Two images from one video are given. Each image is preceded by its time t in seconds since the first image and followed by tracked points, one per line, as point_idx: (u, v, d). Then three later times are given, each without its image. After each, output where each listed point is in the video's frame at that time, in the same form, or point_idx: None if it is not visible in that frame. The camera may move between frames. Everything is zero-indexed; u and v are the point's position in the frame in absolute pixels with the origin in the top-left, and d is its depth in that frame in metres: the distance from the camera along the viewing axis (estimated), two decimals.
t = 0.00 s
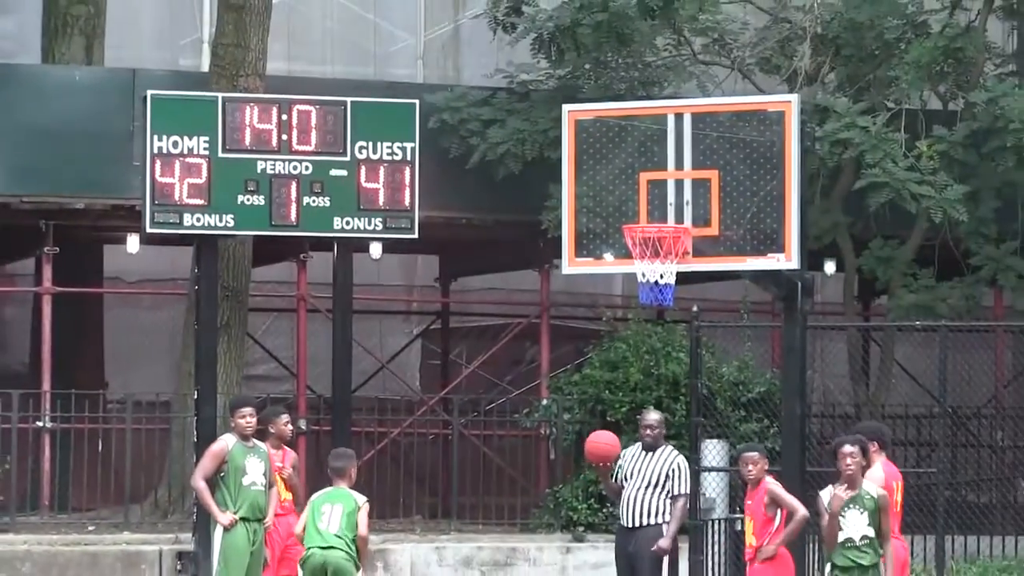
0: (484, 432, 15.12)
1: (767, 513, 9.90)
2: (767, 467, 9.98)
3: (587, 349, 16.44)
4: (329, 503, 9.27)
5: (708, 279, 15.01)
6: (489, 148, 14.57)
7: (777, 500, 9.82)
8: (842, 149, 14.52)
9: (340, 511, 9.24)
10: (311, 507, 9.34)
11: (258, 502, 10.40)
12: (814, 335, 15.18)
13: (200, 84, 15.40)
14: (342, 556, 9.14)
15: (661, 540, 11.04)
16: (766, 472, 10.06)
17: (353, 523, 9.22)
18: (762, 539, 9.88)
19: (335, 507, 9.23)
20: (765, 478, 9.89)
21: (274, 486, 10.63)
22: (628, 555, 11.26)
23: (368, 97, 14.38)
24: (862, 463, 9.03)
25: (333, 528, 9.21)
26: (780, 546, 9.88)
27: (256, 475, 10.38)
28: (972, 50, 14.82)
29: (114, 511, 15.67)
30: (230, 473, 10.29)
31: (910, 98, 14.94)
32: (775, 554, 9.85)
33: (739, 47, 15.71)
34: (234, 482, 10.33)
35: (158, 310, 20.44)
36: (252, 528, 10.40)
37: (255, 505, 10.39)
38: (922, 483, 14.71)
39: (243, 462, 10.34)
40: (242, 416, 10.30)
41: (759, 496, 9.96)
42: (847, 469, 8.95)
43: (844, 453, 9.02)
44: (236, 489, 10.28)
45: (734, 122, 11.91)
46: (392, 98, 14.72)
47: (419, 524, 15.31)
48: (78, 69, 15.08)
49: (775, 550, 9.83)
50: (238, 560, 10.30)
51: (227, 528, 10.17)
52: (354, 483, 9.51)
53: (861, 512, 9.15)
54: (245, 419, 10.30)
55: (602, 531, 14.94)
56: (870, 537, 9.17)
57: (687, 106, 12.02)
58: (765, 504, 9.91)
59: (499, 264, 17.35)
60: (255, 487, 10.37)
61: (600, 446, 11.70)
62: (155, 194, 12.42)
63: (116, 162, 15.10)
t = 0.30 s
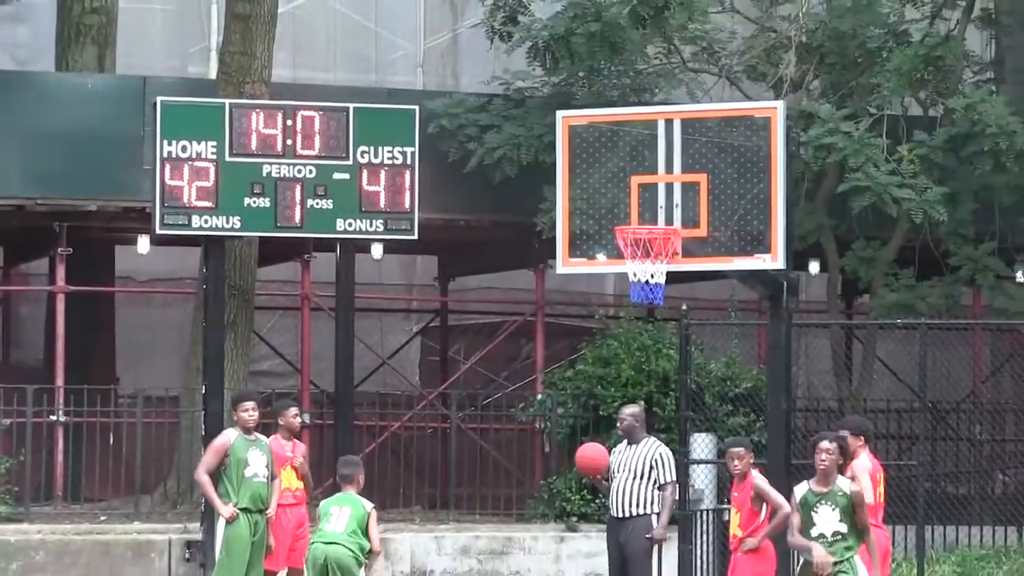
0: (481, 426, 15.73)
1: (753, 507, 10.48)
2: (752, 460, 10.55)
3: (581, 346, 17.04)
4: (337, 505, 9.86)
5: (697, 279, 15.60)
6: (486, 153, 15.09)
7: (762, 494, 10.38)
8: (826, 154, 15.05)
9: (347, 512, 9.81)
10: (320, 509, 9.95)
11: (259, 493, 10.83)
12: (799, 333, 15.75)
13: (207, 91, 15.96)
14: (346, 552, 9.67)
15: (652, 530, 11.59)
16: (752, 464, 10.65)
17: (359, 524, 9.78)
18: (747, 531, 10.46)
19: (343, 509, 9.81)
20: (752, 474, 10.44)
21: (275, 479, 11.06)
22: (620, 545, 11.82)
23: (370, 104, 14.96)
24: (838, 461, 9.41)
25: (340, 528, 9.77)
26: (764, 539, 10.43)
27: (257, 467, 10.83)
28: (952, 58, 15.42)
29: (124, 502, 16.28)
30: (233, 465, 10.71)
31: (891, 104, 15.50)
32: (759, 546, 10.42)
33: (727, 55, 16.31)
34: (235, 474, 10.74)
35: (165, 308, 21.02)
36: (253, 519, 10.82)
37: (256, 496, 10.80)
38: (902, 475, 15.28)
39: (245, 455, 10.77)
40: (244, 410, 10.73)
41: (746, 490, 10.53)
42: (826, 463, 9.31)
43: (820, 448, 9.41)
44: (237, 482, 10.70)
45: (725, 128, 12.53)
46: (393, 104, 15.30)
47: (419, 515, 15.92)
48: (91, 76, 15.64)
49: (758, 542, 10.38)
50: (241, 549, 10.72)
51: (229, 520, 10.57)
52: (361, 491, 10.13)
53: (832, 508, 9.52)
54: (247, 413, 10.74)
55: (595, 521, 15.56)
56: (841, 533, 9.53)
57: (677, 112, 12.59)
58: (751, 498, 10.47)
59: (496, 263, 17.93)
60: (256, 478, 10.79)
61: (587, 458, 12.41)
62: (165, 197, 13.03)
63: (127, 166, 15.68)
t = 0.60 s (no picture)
0: (478, 420, 16.37)
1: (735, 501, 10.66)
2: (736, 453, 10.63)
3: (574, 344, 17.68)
4: (336, 500, 9.74)
5: (685, 279, 16.22)
6: (483, 157, 15.82)
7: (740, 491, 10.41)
8: (808, 158, 15.70)
9: (347, 507, 9.70)
10: (319, 505, 9.81)
11: (262, 485, 11.37)
12: (783, 330, 16.36)
13: (213, 97, 16.56)
14: (348, 549, 9.57)
15: (642, 512, 12.10)
16: (737, 458, 10.97)
17: (358, 517, 9.68)
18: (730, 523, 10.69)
19: (342, 505, 9.70)
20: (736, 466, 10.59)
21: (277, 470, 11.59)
22: (614, 534, 12.31)
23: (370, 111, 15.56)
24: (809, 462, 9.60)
25: (340, 523, 9.68)
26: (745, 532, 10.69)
27: (259, 460, 11.36)
28: (931, 66, 15.96)
29: (134, 493, 16.92)
30: (236, 461, 11.25)
31: (872, 110, 16.10)
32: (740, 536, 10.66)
33: (714, 63, 16.86)
34: (238, 470, 11.29)
35: (173, 307, 21.63)
36: (257, 512, 11.35)
37: (259, 489, 11.35)
38: (883, 468, 15.90)
39: (247, 450, 11.29)
40: (244, 407, 11.24)
41: (730, 482, 10.70)
42: (796, 462, 9.51)
43: (792, 445, 9.61)
44: (241, 477, 11.25)
45: (712, 134, 13.02)
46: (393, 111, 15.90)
47: (418, 505, 16.55)
48: (102, 83, 16.24)
49: (738, 535, 10.63)
50: (246, 542, 11.24)
51: (234, 516, 11.10)
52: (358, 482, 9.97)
53: (802, 505, 9.73)
54: (247, 409, 11.25)
55: (587, 512, 16.27)
56: (811, 530, 9.75)
57: (665, 118, 13.08)
58: (733, 492, 10.69)
59: (493, 264, 18.53)
60: (259, 471, 11.35)
61: (575, 459, 12.73)
62: (174, 200, 13.70)
63: (137, 170, 16.29)
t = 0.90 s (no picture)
0: (476, 413, 17.35)
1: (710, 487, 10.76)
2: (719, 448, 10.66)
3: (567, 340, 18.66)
4: (343, 477, 10.68)
5: (670, 280, 17.17)
6: (479, 164, 16.74)
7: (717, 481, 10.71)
8: (786, 165, 16.62)
9: (354, 483, 10.69)
10: (325, 480, 10.71)
11: (270, 473, 11.72)
12: (765, 327, 17.29)
13: (224, 106, 17.49)
14: (360, 521, 10.67)
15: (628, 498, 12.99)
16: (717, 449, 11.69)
17: (366, 492, 10.71)
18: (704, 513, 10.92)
19: (348, 482, 10.66)
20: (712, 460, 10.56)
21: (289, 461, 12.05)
22: (603, 517, 13.23)
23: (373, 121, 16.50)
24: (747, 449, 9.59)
25: (350, 499, 10.69)
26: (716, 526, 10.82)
27: (267, 450, 11.72)
28: (904, 78, 16.80)
29: (151, 481, 17.94)
30: (244, 452, 11.59)
31: (848, 120, 17.01)
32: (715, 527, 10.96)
33: (699, 75, 17.81)
34: (247, 459, 11.64)
35: (186, 303, 22.57)
36: (266, 498, 11.73)
37: (268, 477, 11.69)
38: (858, 458, 16.84)
39: (254, 441, 11.63)
40: (251, 401, 11.55)
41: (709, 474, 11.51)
42: (732, 452, 9.47)
43: (727, 434, 9.58)
44: (250, 468, 11.58)
45: (698, 142, 14.03)
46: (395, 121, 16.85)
47: (419, 493, 17.58)
48: (120, 94, 17.17)
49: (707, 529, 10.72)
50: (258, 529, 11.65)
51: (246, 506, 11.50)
52: (357, 449, 10.80)
53: (743, 493, 9.70)
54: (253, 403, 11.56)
55: (578, 499, 17.19)
56: (754, 517, 9.70)
57: (651, 128, 14.10)
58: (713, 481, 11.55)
59: (491, 265, 19.48)
60: (266, 460, 11.70)
61: (568, 448, 13.48)
62: (188, 204, 14.69)
63: (153, 176, 17.22)
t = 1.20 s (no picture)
0: (475, 403, 18.73)
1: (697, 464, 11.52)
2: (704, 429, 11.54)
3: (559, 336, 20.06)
4: (354, 459, 11.60)
5: (654, 280, 18.55)
6: (478, 174, 18.12)
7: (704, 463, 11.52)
8: (762, 173, 17.99)
9: (364, 464, 11.62)
10: (337, 463, 11.65)
11: (280, 460, 12.45)
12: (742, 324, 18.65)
13: (240, 119, 18.86)
14: (371, 498, 11.64)
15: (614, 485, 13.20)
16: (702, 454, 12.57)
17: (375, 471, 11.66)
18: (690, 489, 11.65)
19: (359, 463, 11.58)
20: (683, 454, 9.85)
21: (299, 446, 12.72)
22: (591, 502, 13.46)
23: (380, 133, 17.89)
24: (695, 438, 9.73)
25: (361, 479, 11.64)
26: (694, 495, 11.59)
27: (278, 438, 12.43)
28: (870, 92, 18.35)
29: (173, 467, 19.37)
30: (256, 440, 12.32)
31: (819, 131, 18.38)
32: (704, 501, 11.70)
33: (681, 91, 19.19)
34: (260, 447, 12.38)
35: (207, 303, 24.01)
36: (278, 483, 12.45)
37: (279, 464, 12.43)
38: (828, 445, 18.20)
39: (266, 429, 12.39)
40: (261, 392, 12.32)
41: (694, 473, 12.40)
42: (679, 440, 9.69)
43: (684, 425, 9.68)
44: (262, 456, 12.29)
45: (680, 152, 15.32)
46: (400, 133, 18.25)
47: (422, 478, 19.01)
48: (145, 109, 18.57)
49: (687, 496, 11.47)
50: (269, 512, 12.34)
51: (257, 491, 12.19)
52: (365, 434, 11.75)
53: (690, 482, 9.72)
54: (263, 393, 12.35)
55: (569, 483, 18.60)
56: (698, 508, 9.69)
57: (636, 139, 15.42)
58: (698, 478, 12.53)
59: (489, 266, 20.88)
60: (278, 447, 12.43)
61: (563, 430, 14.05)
62: (208, 209, 16.18)
63: (175, 184, 18.61)
